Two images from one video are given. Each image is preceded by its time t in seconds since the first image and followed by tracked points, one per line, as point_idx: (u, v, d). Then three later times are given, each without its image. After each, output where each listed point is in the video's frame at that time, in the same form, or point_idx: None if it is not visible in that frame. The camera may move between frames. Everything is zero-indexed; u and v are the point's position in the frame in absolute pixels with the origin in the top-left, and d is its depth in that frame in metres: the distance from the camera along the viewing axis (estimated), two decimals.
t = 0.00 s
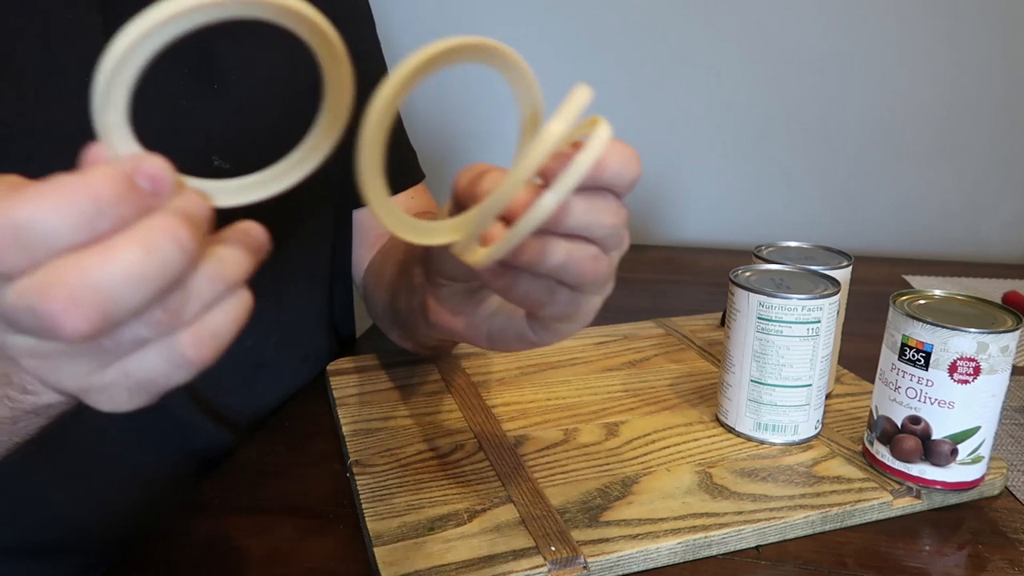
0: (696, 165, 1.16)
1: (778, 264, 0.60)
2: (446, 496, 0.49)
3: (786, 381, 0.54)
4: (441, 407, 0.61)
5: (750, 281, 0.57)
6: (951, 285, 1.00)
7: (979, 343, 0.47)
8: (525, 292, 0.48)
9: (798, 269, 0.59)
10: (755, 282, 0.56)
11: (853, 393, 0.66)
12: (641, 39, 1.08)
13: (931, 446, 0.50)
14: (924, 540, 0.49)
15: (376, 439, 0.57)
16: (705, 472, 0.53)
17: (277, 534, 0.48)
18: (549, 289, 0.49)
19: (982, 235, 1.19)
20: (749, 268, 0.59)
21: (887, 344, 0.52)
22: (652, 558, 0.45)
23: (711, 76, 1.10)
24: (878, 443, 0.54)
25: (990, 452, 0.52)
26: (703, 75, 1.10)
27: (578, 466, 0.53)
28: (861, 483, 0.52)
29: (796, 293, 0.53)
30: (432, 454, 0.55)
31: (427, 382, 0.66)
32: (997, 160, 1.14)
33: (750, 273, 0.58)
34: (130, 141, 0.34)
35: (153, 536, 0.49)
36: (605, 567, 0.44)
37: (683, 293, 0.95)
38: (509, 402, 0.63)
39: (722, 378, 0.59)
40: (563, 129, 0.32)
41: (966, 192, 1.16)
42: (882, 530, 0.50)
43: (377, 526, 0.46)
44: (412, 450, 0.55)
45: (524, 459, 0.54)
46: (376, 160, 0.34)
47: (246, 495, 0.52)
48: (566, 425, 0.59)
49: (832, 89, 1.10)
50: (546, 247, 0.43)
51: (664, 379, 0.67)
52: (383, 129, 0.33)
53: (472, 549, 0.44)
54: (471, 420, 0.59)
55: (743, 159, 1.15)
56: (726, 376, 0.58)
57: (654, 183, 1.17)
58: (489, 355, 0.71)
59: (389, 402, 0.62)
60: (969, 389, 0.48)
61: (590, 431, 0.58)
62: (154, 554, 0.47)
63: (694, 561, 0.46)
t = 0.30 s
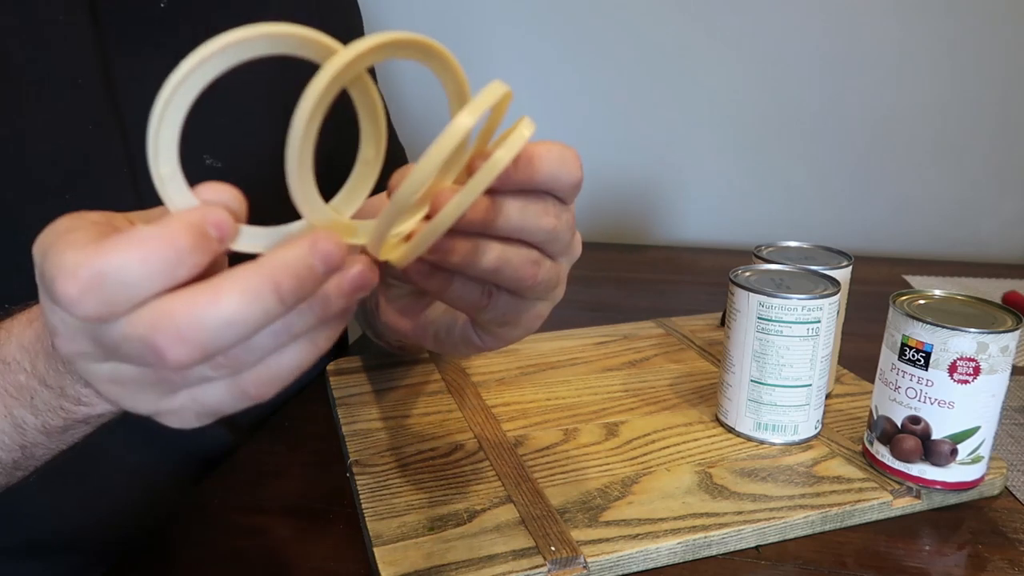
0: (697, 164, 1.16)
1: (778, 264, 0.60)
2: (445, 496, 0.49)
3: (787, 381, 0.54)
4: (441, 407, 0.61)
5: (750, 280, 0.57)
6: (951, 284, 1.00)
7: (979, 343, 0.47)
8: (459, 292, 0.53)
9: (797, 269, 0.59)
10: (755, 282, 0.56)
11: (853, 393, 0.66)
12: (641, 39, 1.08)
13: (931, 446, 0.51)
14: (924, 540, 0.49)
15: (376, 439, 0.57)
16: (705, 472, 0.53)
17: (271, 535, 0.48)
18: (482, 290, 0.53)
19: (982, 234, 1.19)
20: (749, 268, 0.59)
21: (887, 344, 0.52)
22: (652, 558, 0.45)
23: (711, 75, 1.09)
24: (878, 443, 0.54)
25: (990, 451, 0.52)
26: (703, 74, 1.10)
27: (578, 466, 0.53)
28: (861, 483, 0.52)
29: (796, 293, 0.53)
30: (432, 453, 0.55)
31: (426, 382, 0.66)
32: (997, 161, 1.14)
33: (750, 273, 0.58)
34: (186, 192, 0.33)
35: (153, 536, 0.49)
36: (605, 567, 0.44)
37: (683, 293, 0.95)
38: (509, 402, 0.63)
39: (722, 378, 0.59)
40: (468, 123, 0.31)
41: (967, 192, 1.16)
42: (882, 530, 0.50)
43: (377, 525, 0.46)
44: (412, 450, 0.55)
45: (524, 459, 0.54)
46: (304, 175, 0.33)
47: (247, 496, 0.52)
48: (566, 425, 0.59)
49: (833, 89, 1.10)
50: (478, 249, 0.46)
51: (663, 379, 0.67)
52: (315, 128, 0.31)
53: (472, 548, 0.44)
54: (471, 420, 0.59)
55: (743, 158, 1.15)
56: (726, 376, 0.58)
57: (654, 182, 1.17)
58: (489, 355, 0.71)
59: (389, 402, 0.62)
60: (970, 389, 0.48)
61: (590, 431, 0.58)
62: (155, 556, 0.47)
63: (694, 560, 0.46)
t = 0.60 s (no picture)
0: (697, 165, 1.16)
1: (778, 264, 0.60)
2: (445, 496, 0.49)
3: (786, 381, 0.54)
4: (441, 407, 0.61)
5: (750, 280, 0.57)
6: (951, 285, 1.00)
7: (979, 343, 0.47)
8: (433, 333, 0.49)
9: (797, 269, 0.59)
10: (755, 282, 0.56)
11: (853, 393, 0.66)
12: (640, 39, 1.08)
13: (931, 446, 0.51)
14: (923, 540, 0.49)
15: (377, 439, 0.57)
16: (705, 473, 0.53)
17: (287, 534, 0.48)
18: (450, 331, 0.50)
19: (981, 235, 1.19)
20: (749, 268, 0.59)
21: (887, 344, 0.52)
22: (652, 558, 0.45)
23: (710, 75, 1.09)
24: (878, 443, 0.54)
25: (990, 452, 0.52)
26: (702, 74, 1.10)
27: (578, 466, 0.53)
28: (861, 483, 0.52)
29: (796, 293, 0.54)
30: (432, 454, 0.55)
31: (426, 382, 0.66)
32: (996, 161, 1.14)
33: (751, 273, 0.58)
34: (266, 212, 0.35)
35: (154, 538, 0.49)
36: (605, 567, 0.44)
37: (683, 293, 0.95)
38: (510, 402, 0.63)
39: (722, 378, 0.59)
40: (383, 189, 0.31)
41: (966, 192, 1.16)
42: (882, 530, 0.50)
43: (377, 525, 0.46)
44: (412, 450, 0.55)
45: (524, 459, 0.54)
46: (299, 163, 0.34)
47: (248, 496, 0.52)
48: (566, 425, 0.59)
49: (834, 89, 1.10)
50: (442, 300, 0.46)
51: (664, 379, 0.67)
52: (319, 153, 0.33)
53: (472, 549, 0.44)
54: (471, 420, 0.59)
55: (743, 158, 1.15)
56: (726, 376, 0.58)
57: (653, 182, 1.17)
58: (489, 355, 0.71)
59: (389, 401, 0.62)
60: (970, 389, 0.48)
61: (590, 431, 0.58)
62: (159, 557, 0.47)
63: (694, 560, 0.46)
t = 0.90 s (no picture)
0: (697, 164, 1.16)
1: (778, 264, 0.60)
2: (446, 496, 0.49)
3: (786, 381, 0.54)
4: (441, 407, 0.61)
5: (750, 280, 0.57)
6: (951, 284, 1.00)
7: (979, 343, 0.47)
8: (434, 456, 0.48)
9: (798, 269, 0.59)
10: (755, 282, 0.56)
11: (853, 393, 0.66)
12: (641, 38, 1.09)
13: (931, 446, 0.50)
14: (923, 540, 0.49)
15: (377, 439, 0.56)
16: (705, 473, 0.53)
17: (299, 529, 0.49)
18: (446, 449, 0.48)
19: (982, 236, 1.19)
20: (749, 268, 0.59)
21: (887, 344, 0.52)
22: (651, 558, 0.45)
23: (710, 74, 1.10)
24: (878, 443, 0.54)
25: (990, 452, 0.52)
26: (703, 73, 1.10)
27: (578, 466, 0.53)
28: (860, 483, 0.52)
29: (796, 293, 0.54)
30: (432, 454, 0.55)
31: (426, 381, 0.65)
32: (999, 160, 1.14)
33: (751, 274, 0.58)
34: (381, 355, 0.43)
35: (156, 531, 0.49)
36: (605, 567, 0.44)
37: (683, 293, 0.95)
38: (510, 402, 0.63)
39: (722, 378, 0.59)
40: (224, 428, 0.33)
41: (967, 193, 1.16)
42: (882, 530, 0.50)
43: (377, 525, 0.46)
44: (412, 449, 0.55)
45: (524, 459, 0.54)
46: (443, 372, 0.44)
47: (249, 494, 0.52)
48: (567, 425, 0.59)
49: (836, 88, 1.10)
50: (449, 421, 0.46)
51: (664, 379, 0.67)
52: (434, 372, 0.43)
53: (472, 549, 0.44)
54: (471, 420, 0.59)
55: (742, 158, 1.15)
56: (726, 376, 0.58)
57: (653, 182, 1.17)
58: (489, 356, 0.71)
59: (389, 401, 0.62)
60: (970, 389, 0.48)
61: (590, 431, 0.58)
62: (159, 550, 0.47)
63: (694, 560, 0.46)
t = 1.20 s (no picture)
0: (698, 165, 1.15)
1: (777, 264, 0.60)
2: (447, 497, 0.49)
3: (787, 381, 0.54)
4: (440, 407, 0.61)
5: (750, 280, 0.57)
6: (951, 285, 1.00)
7: (979, 343, 0.47)
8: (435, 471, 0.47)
9: (797, 269, 0.59)
10: (755, 283, 0.56)
11: (853, 393, 0.67)
12: (641, 38, 1.09)
13: (931, 446, 0.50)
14: (924, 540, 0.49)
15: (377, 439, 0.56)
16: (705, 472, 0.53)
17: (276, 532, 0.48)
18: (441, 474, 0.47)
19: (982, 236, 1.19)
20: (749, 268, 0.60)
21: (887, 344, 0.52)
22: (651, 558, 0.45)
23: (710, 75, 1.10)
24: (878, 443, 0.54)
25: (990, 452, 0.52)
26: (703, 73, 1.10)
27: (578, 466, 0.53)
28: (861, 483, 0.52)
29: (796, 293, 0.54)
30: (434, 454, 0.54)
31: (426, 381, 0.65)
32: (1000, 161, 1.14)
33: (750, 274, 0.58)
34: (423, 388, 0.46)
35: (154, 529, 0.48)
36: (605, 567, 0.44)
37: (682, 293, 0.95)
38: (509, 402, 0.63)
39: (721, 378, 0.59)
40: None
41: (967, 193, 1.16)
42: (882, 530, 0.50)
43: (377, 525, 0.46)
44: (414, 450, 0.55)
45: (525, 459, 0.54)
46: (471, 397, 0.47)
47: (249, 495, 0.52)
48: (567, 425, 0.59)
49: (837, 89, 1.10)
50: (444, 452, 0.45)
51: (663, 379, 0.67)
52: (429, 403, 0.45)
53: (472, 549, 0.44)
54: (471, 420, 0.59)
55: (742, 158, 1.15)
56: (727, 377, 0.58)
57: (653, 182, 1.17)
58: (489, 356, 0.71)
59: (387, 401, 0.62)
60: (970, 389, 0.48)
61: (590, 431, 0.58)
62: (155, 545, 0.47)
63: (694, 560, 0.46)
